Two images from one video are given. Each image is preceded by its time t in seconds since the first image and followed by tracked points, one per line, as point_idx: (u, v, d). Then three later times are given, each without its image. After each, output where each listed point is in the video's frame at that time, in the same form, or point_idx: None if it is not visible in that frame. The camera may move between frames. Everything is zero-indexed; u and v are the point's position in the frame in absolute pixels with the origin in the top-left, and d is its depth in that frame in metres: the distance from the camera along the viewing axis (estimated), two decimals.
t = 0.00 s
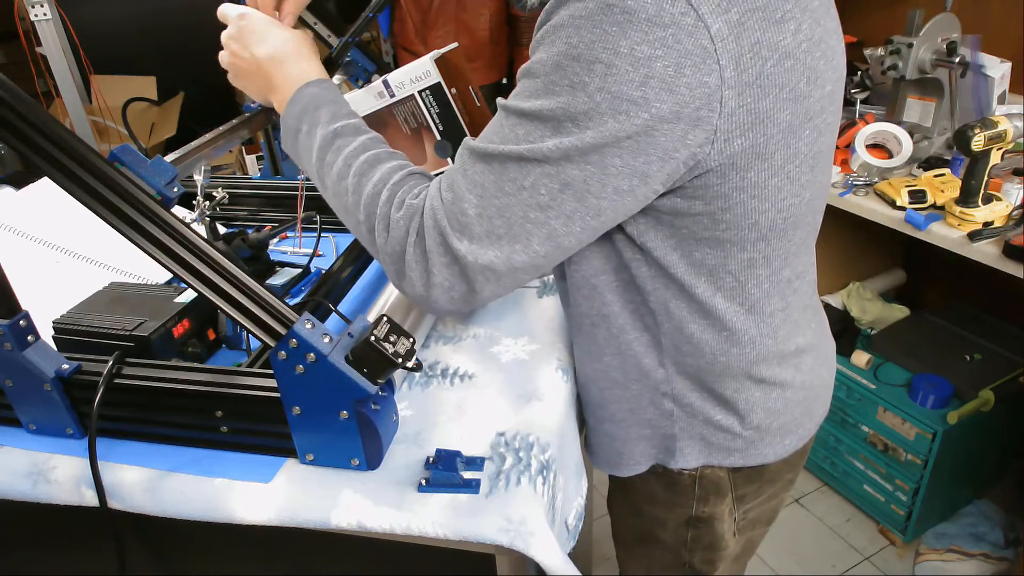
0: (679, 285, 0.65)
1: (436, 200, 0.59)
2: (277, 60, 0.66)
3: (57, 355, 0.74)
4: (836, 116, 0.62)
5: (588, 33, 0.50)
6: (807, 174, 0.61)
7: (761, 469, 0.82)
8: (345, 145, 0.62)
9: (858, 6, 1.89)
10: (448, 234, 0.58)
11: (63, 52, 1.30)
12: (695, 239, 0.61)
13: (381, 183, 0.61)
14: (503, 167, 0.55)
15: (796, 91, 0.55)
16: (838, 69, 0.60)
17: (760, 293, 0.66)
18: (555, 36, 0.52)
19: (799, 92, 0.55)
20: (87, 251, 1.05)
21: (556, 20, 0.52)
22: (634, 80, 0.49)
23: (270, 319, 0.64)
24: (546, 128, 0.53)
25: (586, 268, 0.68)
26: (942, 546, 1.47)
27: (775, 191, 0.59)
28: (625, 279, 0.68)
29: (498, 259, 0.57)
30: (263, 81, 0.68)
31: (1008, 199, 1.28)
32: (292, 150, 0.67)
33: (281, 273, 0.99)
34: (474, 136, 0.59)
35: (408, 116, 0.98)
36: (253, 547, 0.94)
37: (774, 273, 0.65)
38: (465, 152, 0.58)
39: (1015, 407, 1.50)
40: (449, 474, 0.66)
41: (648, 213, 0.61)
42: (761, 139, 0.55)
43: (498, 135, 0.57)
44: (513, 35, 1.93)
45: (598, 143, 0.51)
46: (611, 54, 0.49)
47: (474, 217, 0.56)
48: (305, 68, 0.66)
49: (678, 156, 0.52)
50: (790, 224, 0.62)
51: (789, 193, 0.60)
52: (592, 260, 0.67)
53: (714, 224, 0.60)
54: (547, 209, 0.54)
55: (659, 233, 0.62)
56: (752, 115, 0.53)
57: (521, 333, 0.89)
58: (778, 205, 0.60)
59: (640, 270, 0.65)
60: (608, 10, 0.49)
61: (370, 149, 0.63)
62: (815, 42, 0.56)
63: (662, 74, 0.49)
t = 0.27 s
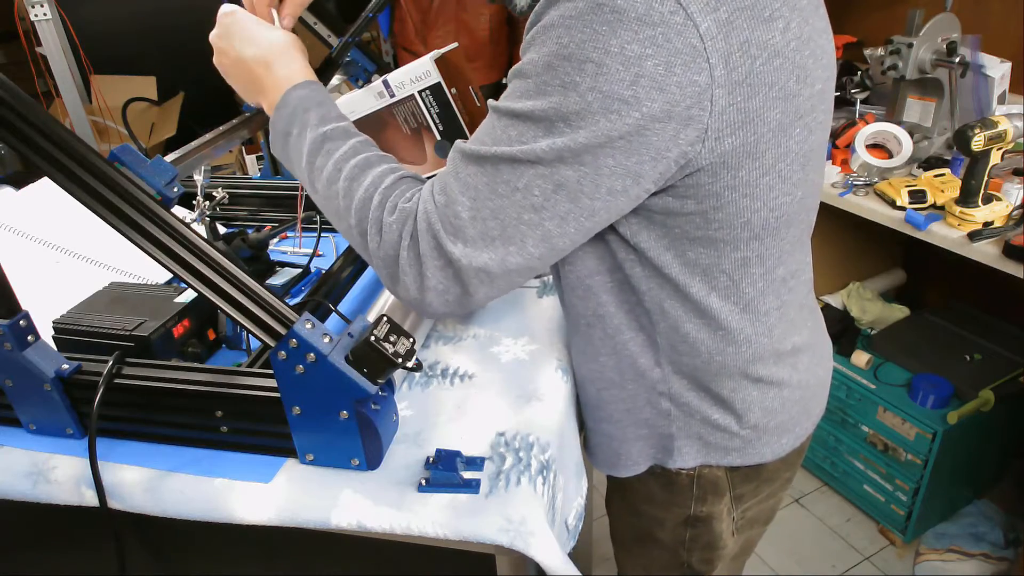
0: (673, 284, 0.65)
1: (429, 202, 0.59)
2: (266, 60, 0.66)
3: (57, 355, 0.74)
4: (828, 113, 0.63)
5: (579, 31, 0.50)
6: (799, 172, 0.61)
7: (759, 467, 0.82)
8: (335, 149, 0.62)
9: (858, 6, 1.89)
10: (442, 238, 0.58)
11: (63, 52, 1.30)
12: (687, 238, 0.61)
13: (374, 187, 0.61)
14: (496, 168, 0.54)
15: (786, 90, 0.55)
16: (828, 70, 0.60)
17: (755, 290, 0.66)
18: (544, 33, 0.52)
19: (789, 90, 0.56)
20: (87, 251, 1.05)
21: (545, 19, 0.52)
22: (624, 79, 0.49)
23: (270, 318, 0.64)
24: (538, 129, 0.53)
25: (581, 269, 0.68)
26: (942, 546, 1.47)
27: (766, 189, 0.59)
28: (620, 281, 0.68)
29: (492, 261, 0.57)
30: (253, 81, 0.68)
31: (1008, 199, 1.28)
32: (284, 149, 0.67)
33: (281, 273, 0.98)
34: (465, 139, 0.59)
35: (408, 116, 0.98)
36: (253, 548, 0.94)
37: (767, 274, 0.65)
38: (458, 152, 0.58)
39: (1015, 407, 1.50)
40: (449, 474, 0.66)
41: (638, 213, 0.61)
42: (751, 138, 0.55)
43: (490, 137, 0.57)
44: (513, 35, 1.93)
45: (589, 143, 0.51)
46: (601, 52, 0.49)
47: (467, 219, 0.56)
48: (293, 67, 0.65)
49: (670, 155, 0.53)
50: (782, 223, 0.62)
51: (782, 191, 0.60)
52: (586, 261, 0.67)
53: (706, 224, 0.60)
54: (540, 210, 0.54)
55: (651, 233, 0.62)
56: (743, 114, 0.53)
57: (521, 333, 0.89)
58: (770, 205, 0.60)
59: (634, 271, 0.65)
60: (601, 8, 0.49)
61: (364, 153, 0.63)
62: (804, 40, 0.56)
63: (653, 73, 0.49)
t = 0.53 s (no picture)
0: (655, 274, 0.65)
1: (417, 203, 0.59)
2: (245, 77, 0.65)
3: (57, 355, 0.74)
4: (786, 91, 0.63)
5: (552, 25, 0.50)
6: (765, 150, 0.61)
7: (758, 453, 0.82)
8: (321, 170, 0.62)
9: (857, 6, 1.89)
10: (432, 255, 0.58)
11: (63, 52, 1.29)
12: (661, 227, 0.62)
13: (364, 208, 0.62)
14: (474, 178, 0.55)
15: (745, 69, 0.55)
16: (782, 80, 0.61)
17: (739, 271, 0.66)
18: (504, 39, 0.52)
19: (751, 72, 0.56)
20: (87, 251, 1.05)
21: (502, 24, 0.53)
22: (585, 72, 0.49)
23: (270, 319, 0.64)
24: (510, 132, 0.53)
25: (561, 265, 0.69)
26: (942, 546, 1.47)
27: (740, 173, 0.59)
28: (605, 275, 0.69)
29: (484, 272, 0.57)
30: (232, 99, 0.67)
31: (1008, 199, 1.28)
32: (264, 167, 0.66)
33: (281, 273, 0.98)
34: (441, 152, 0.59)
35: (408, 116, 0.97)
36: (254, 547, 0.94)
37: (752, 254, 0.65)
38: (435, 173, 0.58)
39: (1015, 408, 1.50)
40: (449, 473, 0.66)
41: (611, 207, 0.62)
42: (715, 119, 0.55)
43: (463, 147, 0.56)
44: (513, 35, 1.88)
45: (563, 141, 0.51)
46: (564, 49, 0.49)
47: (453, 232, 0.56)
48: (273, 85, 0.65)
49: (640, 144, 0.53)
50: (757, 208, 0.63)
51: (758, 179, 0.61)
52: (568, 259, 0.68)
53: (679, 210, 0.60)
54: (523, 215, 0.54)
55: (628, 225, 0.63)
56: (704, 95, 0.53)
57: (521, 333, 0.89)
58: (747, 189, 0.61)
59: (614, 264, 0.66)
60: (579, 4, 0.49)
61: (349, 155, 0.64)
62: (761, 27, 0.56)
63: (614, 62, 0.49)
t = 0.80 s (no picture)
0: (687, 279, 0.65)
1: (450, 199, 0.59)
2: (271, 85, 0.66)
3: (57, 355, 0.74)
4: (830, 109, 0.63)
5: (601, 30, 0.49)
6: (807, 162, 0.62)
7: (769, 459, 0.82)
8: (358, 162, 0.63)
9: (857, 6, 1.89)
10: (465, 242, 0.57)
11: (63, 52, 1.29)
12: (701, 233, 0.62)
13: (394, 196, 0.61)
14: (519, 173, 0.54)
15: (799, 80, 0.56)
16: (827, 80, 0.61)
17: (763, 279, 0.66)
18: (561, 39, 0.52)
19: (800, 81, 0.56)
20: (87, 251, 1.05)
21: (562, 20, 0.52)
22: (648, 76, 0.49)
23: (270, 319, 0.64)
24: (561, 130, 0.53)
25: (591, 266, 0.68)
26: (942, 547, 1.47)
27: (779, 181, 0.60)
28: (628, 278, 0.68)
29: (518, 264, 0.56)
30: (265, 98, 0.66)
31: (1008, 199, 1.28)
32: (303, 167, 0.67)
33: (281, 273, 0.99)
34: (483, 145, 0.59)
35: (408, 116, 0.98)
36: (253, 547, 0.94)
37: (778, 258, 0.66)
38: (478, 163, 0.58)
39: (1015, 407, 1.50)
40: (449, 474, 0.66)
41: (654, 211, 0.61)
42: (768, 130, 0.56)
43: (510, 142, 0.56)
44: (513, 35, 1.94)
45: (618, 143, 0.51)
46: (623, 50, 0.49)
47: (489, 223, 0.56)
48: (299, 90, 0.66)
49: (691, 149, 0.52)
50: (790, 212, 0.63)
51: (793, 185, 0.61)
52: (599, 260, 0.68)
53: (721, 217, 0.60)
54: (564, 212, 0.54)
55: (665, 228, 0.62)
56: (761, 105, 0.54)
57: (521, 333, 0.89)
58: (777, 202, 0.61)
59: (647, 267, 0.65)
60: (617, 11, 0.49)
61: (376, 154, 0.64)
62: (811, 34, 0.56)
63: (676, 68, 0.49)
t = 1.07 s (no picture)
0: (692, 281, 0.65)
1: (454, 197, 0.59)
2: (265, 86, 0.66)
3: (57, 355, 0.74)
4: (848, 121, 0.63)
5: (611, 34, 0.49)
6: (817, 166, 0.62)
7: (769, 460, 0.82)
8: (354, 158, 0.62)
9: (858, 6, 1.88)
10: (470, 238, 0.57)
11: (63, 53, 1.30)
12: (708, 235, 0.62)
13: (394, 191, 0.61)
14: (527, 173, 0.54)
15: (811, 87, 0.56)
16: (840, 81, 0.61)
17: (767, 281, 0.66)
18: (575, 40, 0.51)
19: (814, 87, 0.56)
20: (87, 251, 1.05)
21: (578, 19, 0.51)
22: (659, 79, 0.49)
23: (269, 318, 0.64)
24: (570, 130, 0.52)
25: (598, 266, 0.68)
26: (941, 546, 1.47)
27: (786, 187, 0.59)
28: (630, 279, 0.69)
29: (522, 261, 0.56)
30: (262, 102, 0.67)
31: (1008, 199, 1.28)
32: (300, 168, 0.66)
33: (281, 273, 0.99)
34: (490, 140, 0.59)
35: (408, 116, 0.98)
36: (253, 547, 0.94)
37: (781, 262, 0.66)
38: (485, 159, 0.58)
39: (1015, 407, 1.50)
40: (448, 474, 0.66)
41: (663, 212, 0.61)
42: (778, 135, 0.56)
43: (518, 138, 0.56)
44: (513, 35, 1.94)
45: (626, 146, 0.51)
46: (636, 52, 0.49)
47: (495, 220, 0.56)
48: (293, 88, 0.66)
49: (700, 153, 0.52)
50: (798, 215, 0.63)
51: (800, 188, 0.61)
52: (605, 260, 0.67)
53: (729, 221, 0.60)
54: (570, 211, 0.54)
55: (673, 230, 0.62)
56: (773, 111, 0.54)
57: (521, 333, 0.89)
58: (783, 207, 0.61)
59: (653, 267, 0.65)
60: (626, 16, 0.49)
61: (379, 153, 0.64)
62: (825, 37, 0.56)
63: (689, 72, 0.49)
